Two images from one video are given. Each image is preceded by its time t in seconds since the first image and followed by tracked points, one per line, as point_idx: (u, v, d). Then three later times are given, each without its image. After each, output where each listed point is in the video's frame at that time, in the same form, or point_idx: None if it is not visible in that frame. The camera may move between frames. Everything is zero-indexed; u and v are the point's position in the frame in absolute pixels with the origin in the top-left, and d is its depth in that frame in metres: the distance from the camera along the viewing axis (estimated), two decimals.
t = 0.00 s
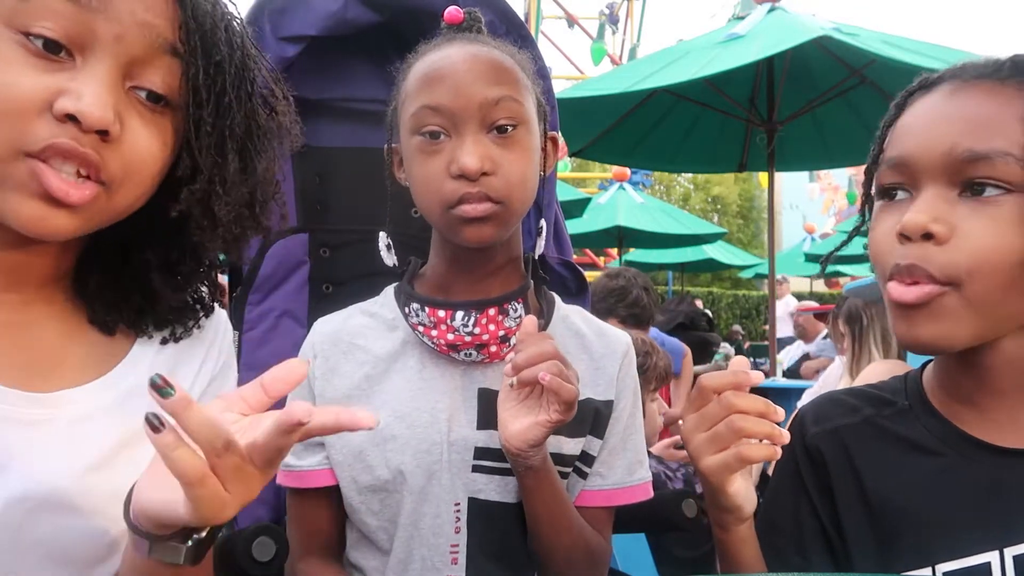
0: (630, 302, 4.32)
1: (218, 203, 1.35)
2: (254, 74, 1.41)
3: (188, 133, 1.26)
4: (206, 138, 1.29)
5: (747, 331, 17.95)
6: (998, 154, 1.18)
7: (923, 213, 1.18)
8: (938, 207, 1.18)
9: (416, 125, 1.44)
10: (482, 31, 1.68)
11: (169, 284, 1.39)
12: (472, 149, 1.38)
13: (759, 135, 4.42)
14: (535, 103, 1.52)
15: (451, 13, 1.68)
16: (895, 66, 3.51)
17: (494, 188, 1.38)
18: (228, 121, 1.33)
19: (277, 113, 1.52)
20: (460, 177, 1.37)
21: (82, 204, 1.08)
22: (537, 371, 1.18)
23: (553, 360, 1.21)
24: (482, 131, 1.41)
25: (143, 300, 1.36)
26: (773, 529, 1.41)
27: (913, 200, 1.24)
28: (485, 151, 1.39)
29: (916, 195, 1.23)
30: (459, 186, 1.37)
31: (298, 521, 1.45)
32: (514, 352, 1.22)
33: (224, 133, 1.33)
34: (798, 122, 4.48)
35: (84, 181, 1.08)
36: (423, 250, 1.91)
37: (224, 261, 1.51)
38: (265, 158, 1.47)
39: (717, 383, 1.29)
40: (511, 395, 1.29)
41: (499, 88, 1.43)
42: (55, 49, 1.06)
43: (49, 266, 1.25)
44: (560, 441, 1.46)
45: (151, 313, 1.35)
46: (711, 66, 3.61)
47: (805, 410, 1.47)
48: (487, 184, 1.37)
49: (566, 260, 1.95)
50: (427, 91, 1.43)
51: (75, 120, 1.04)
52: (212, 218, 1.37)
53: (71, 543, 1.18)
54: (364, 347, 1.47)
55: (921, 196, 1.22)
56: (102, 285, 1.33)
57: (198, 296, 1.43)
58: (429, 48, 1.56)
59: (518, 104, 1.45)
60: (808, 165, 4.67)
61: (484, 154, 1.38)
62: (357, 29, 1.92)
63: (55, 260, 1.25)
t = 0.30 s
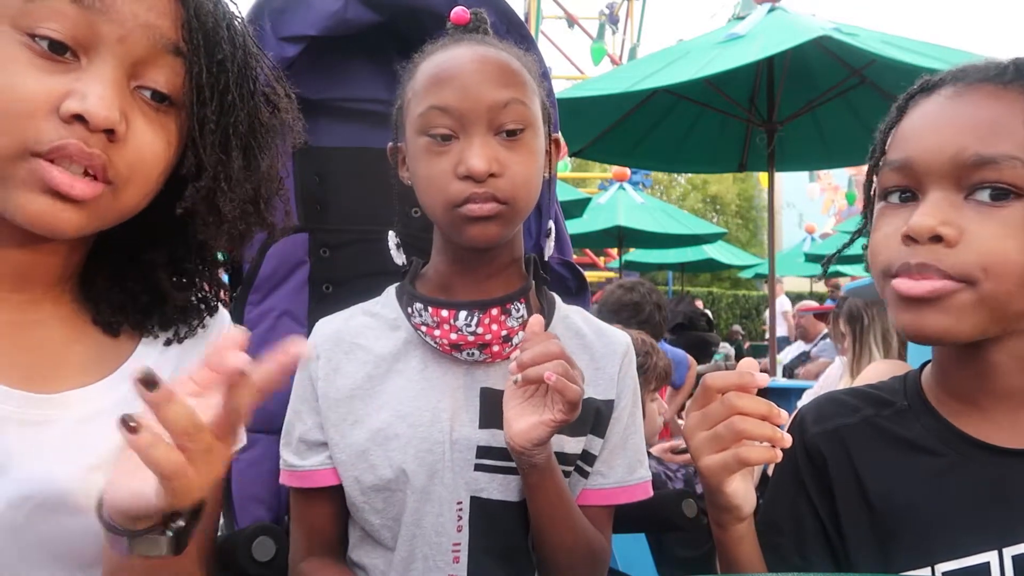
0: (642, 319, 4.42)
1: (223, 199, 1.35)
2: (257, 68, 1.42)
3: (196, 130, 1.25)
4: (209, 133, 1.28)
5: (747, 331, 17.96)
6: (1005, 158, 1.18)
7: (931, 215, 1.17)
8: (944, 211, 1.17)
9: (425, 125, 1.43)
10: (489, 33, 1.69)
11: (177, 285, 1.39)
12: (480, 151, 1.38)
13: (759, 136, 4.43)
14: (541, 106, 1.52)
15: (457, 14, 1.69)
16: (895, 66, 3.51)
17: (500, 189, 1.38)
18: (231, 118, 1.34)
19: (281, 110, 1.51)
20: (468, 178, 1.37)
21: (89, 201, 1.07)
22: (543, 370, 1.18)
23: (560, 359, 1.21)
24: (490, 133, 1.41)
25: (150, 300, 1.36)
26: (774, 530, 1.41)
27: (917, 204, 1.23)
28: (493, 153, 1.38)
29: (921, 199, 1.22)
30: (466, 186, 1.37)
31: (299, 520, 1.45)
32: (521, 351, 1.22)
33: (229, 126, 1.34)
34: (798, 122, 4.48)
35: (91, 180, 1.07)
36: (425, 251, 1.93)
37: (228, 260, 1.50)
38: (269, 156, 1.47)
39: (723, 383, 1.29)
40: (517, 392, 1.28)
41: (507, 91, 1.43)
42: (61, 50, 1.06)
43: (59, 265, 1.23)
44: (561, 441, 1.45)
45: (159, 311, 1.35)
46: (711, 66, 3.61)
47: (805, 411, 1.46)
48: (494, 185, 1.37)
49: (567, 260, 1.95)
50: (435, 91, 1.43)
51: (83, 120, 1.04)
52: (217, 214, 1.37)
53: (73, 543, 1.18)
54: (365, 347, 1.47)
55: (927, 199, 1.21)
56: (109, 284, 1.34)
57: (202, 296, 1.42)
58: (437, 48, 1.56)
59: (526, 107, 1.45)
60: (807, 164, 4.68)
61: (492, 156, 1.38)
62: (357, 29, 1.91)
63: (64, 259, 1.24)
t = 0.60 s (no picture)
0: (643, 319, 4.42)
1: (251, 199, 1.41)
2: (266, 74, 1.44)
3: (220, 135, 1.30)
4: (241, 142, 1.33)
5: (747, 331, 17.96)
6: None
7: (995, 216, 1.16)
8: (1005, 211, 1.17)
9: (434, 125, 1.42)
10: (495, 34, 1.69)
11: (187, 273, 1.41)
12: (489, 152, 1.38)
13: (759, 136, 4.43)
14: (546, 107, 1.52)
15: (465, 14, 1.69)
16: (895, 66, 3.52)
17: (509, 191, 1.38)
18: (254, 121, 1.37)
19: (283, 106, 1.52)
20: (477, 179, 1.37)
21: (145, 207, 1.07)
22: (545, 369, 1.18)
23: (563, 358, 1.21)
24: (499, 136, 1.41)
25: (159, 282, 1.37)
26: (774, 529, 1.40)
27: (966, 202, 1.21)
28: (502, 155, 1.38)
29: (970, 198, 1.21)
30: (475, 188, 1.37)
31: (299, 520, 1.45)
32: (525, 349, 1.22)
33: (259, 135, 1.39)
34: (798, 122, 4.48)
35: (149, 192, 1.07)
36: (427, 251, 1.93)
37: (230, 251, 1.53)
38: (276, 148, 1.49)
39: (723, 384, 1.30)
40: (520, 390, 1.29)
41: (517, 93, 1.43)
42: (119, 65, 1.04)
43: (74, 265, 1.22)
44: (561, 440, 1.45)
45: (166, 293, 1.37)
46: (711, 66, 3.62)
47: (805, 411, 1.46)
48: (503, 188, 1.37)
49: (566, 260, 1.95)
50: (445, 92, 1.43)
51: (154, 137, 1.04)
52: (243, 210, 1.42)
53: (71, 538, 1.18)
54: (366, 346, 1.47)
55: (979, 199, 1.20)
56: (121, 271, 1.33)
57: (203, 283, 1.44)
58: (444, 48, 1.55)
59: (534, 109, 1.45)
60: (807, 164, 4.68)
61: (501, 158, 1.38)
62: (357, 29, 1.91)
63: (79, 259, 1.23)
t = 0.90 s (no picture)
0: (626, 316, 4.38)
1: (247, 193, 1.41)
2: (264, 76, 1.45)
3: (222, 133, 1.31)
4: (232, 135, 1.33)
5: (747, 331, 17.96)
6: None
7: None
8: None
9: (435, 126, 1.42)
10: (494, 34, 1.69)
11: (188, 271, 1.41)
12: (491, 153, 1.38)
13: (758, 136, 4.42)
14: (546, 107, 1.52)
15: (464, 15, 1.69)
16: (895, 66, 3.52)
17: (510, 191, 1.38)
18: (247, 115, 1.36)
19: (277, 105, 1.50)
20: (478, 180, 1.37)
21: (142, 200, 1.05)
22: (545, 367, 1.19)
23: (563, 356, 1.21)
24: (501, 136, 1.41)
25: (156, 283, 1.37)
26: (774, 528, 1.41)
27: (998, 205, 1.20)
28: (503, 155, 1.38)
29: (1002, 199, 1.20)
30: (476, 188, 1.37)
31: (299, 520, 1.45)
32: (526, 347, 1.22)
33: (249, 130, 1.38)
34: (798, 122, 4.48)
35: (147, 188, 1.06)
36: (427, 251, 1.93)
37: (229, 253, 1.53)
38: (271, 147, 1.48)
39: (729, 387, 1.30)
40: (522, 389, 1.29)
41: (519, 94, 1.43)
42: (108, 60, 1.04)
43: (70, 265, 1.22)
44: (562, 439, 1.45)
45: (164, 294, 1.37)
46: (711, 66, 3.62)
47: (805, 410, 1.46)
48: (504, 188, 1.37)
49: (566, 260, 1.94)
50: (446, 93, 1.43)
51: (145, 132, 1.04)
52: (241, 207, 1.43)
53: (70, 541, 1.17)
54: (366, 346, 1.47)
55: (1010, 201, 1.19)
56: (116, 276, 1.32)
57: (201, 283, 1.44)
58: (445, 48, 1.55)
59: (535, 110, 1.45)
60: (807, 165, 4.68)
61: (502, 158, 1.38)
62: (357, 29, 1.91)
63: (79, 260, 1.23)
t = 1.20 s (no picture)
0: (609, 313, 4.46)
1: (238, 185, 1.39)
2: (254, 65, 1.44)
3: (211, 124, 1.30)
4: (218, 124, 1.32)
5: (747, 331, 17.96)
6: None
7: None
8: None
9: (433, 125, 1.42)
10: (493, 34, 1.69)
11: (180, 269, 1.42)
12: (490, 152, 1.38)
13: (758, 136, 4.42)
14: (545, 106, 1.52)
15: (462, 14, 1.68)
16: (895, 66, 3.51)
17: (508, 191, 1.38)
18: (236, 106, 1.34)
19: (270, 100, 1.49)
20: (477, 179, 1.36)
21: (126, 189, 1.05)
22: (541, 367, 1.18)
23: (560, 356, 1.21)
24: (499, 136, 1.40)
25: (147, 283, 1.37)
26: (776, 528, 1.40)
27: (1010, 205, 1.20)
28: (502, 155, 1.38)
29: (1015, 199, 1.20)
30: (475, 187, 1.37)
31: (297, 519, 1.45)
32: (522, 347, 1.22)
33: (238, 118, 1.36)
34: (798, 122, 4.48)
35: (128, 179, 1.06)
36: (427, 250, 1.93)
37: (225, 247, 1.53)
38: (263, 140, 1.47)
39: (733, 388, 1.29)
40: (519, 389, 1.28)
41: (517, 93, 1.43)
42: (84, 51, 1.03)
43: (59, 261, 1.21)
44: (561, 439, 1.45)
45: (155, 295, 1.37)
46: (711, 66, 3.61)
47: (807, 410, 1.45)
48: (503, 188, 1.37)
49: (566, 260, 1.94)
50: (444, 92, 1.42)
51: (123, 122, 1.03)
52: (232, 200, 1.41)
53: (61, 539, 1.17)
54: (365, 346, 1.47)
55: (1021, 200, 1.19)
56: (106, 276, 1.32)
57: (194, 278, 1.43)
58: (443, 48, 1.55)
59: (533, 109, 1.45)
60: (807, 165, 4.68)
61: (501, 158, 1.38)
62: (357, 29, 1.91)
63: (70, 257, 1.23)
